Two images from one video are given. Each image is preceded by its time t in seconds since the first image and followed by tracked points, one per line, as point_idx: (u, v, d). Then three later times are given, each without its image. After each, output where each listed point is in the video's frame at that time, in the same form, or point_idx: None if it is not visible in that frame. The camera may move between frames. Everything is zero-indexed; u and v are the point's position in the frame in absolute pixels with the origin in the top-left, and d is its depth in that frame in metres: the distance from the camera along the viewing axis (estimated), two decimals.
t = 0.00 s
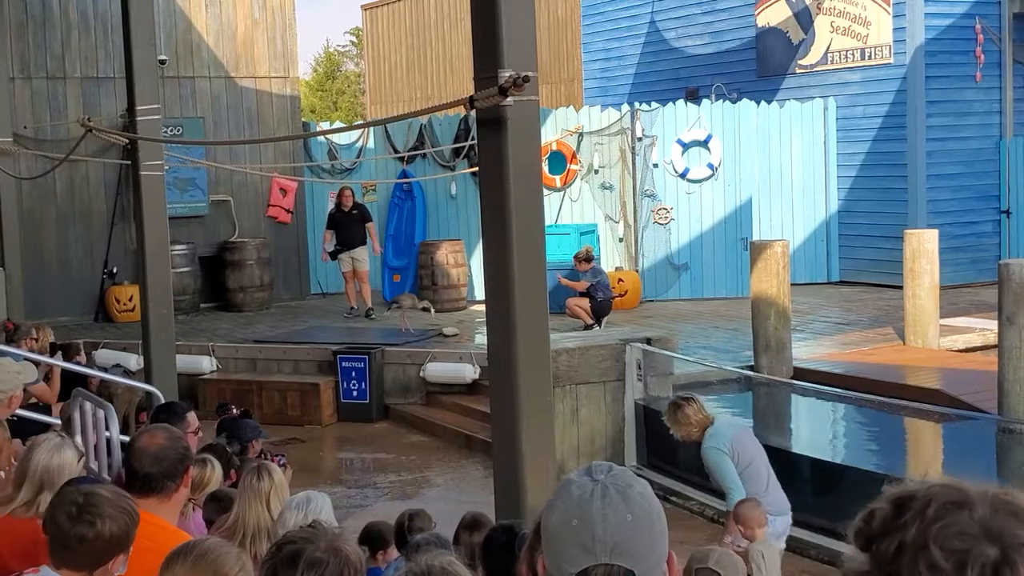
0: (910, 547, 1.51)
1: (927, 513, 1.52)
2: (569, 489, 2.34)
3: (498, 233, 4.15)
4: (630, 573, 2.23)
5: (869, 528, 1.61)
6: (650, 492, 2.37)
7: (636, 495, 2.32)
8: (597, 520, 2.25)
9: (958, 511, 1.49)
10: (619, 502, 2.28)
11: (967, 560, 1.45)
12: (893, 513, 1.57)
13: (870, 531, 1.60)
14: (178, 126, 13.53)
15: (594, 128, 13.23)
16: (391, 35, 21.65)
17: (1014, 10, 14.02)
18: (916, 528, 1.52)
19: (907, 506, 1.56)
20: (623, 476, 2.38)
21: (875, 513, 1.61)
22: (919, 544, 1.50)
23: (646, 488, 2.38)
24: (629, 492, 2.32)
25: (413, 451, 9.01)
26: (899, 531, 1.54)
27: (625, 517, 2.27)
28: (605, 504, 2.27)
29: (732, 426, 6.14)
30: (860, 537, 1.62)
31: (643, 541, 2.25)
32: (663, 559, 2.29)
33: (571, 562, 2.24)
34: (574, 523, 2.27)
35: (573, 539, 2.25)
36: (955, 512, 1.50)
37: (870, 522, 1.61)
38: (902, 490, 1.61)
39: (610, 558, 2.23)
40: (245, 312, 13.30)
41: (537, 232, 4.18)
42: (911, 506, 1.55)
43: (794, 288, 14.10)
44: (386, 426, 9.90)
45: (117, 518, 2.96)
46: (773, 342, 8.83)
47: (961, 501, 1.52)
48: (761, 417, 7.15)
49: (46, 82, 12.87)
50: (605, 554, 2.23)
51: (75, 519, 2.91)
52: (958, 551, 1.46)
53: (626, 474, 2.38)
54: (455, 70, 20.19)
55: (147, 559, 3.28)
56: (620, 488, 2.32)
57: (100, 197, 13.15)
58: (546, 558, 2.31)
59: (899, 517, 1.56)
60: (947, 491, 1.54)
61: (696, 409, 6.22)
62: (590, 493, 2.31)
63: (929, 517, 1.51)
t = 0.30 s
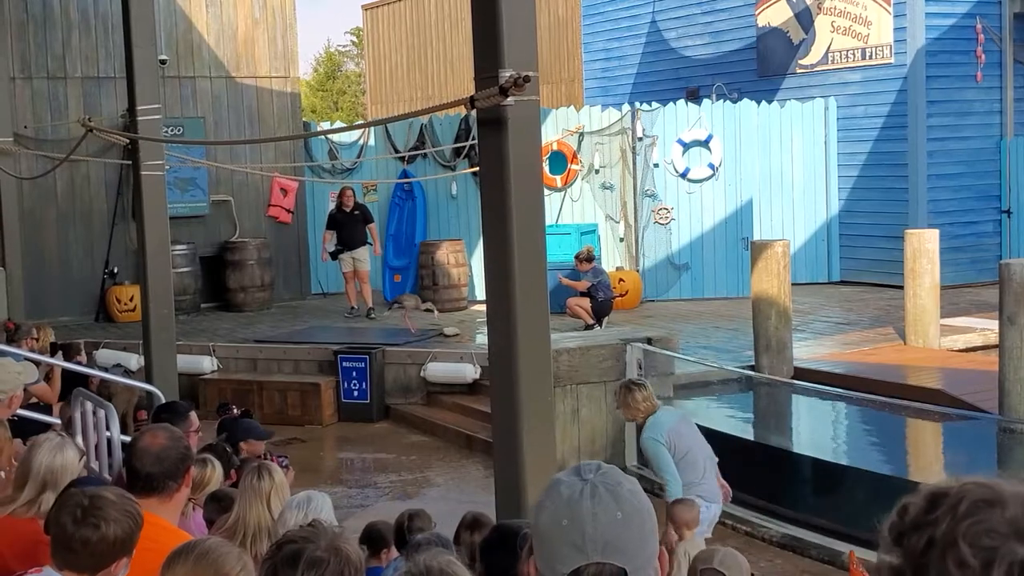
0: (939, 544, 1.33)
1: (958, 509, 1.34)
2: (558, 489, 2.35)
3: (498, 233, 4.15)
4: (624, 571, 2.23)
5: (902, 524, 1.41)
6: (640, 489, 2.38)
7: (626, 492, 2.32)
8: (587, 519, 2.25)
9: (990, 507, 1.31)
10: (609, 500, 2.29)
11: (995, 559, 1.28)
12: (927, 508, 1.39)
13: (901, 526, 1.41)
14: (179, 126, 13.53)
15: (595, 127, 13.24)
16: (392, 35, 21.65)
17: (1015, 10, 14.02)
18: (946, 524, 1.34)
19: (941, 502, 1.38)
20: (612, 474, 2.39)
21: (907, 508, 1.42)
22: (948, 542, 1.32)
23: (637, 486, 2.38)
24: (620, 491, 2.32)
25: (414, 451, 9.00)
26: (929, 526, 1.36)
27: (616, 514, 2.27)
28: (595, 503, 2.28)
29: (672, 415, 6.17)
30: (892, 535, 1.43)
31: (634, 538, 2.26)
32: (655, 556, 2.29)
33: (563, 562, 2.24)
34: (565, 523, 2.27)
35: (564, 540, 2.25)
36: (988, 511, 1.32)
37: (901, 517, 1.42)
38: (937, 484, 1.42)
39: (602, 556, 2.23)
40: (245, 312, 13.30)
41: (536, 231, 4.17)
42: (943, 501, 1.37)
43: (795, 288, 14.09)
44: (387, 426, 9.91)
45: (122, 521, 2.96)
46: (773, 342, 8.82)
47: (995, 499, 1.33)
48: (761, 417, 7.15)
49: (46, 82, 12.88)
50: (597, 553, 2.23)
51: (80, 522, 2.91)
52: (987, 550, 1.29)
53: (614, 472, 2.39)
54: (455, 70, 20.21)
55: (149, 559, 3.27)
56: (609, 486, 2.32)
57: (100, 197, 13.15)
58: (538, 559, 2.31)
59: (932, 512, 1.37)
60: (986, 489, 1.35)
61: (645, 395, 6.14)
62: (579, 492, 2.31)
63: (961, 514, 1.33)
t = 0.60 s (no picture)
0: (952, 544, 1.50)
1: (971, 510, 1.51)
2: (555, 490, 2.36)
3: (498, 235, 4.15)
4: (622, 572, 2.22)
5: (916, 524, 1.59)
6: (637, 490, 2.38)
7: (624, 493, 2.32)
8: (585, 519, 2.25)
9: (1004, 510, 1.48)
10: (606, 501, 2.29)
11: (1008, 558, 1.44)
12: (940, 509, 1.57)
13: (915, 526, 1.59)
14: (179, 127, 13.54)
15: (596, 128, 13.27)
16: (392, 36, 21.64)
17: (1015, 11, 14.01)
18: (959, 525, 1.51)
19: (955, 502, 1.56)
20: (609, 475, 2.40)
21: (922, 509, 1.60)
22: (961, 542, 1.49)
23: (635, 488, 2.38)
24: (618, 492, 2.32)
25: (414, 451, 9.01)
26: (942, 527, 1.54)
27: (614, 515, 2.27)
28: (593, 504, 2.28)
29: (624, 403, 5.86)
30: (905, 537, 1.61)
31: (632, 537, 2.25)
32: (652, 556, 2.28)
33: (561, 562, 2.24)
34: (562, 524, 2.27)
35: (562, 540, 2.25)
36: (1002, 511, 1.49)
37: (916, 518, 1.60)
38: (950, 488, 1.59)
39: (600, 557, 2.22)
40: (246, 312, 13.31)
41: (537, 231, 4.17)
42: (957, 503, 1.54)
43: (795, 288, 14.09)
44: (388, 427, 9.91)
45: (121, 523, 2.96)
46: (774, 342, 8.81)
47: (1007, 501, 1.50)
48: (761, 418, 7.18)
49: (46, 82, 12.87)
50: (595, 554, 2.22)
51: (79, 524, 2.91)
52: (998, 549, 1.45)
53: (612, 473, 2.40)
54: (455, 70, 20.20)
55: (149, 560, 3.27)
56: (607, 486, 2.33)
57: (101, 198, 13.15)
58: (535, 560, 2.31)
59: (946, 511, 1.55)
60: (998, 493, 1.52)
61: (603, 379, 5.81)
62: (576, 493, 2.32)
63: (973, 514, 1.51)
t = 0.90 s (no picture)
0: (957, 545, 1.54)
1: (977, 512, 1.55)
2: (558, 490, 2.36)
3: (499, 235, 4.15)
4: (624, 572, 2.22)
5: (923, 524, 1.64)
6: (640, 490, 2.37)
7: (626, 494, 2.32)
8: (587, 519, 2.26)
9: (1009, 512, 1.52)
10: (609, 501, 2.29)
11: (1011, 559, 1.48)
12: (947, 509, 1.61)
13: (921, 527, 1.64)
14: (180, 127, 13.54)
15: (597, 128, 13.29)
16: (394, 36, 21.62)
17: (1016, 11, 14.01)
18: (965, 526, 1.55)
19: (961, 503, 1.60)
20: (612, 475, 2.39)
21: (929, 508, 1.64)
22: (966, 544, 1.53)
23: (637, 489, 2.37)
24: (620, 492, 2.32)
25: (416, 452, 9.01)
26: (948, 527, 1.58)
27: (616, 514, 2.27)
28: (595, 504, 2.28)
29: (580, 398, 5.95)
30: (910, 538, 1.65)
31: (634, 537, 2.25)
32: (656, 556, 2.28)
33: (563, 562, 2.24)
34: (565, 524, 2.27)
35: (564, 540, 2.25)
36: (1006, 513, 1.54)
37: (922, 518, 1.65)
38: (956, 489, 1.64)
39: (602, 557, 2.22)
40: (247, 312, 13.32)
41: (538, 231, 4.17)
42: (963, 504, 1.59)
43: (795, 288, 14.09)
44: (389, 427, 9.92)
45: (119, 524, 2.96)
46: (775, 343, 8.80)
47: (1012, 503, 1.55)
48: (762, 418, 7.15)
49: (47, 82, 12.88)
50: (597, 553, 2.23)
51: (77, 525, 2.91)
52: (1003, 551, 1.49)
53: (614, 473, 2.39)
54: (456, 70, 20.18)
55: (149, 561, 3.27)
56: (609, 487, 2.32)
57: (101, 198, 13.15)
58: (538, 560, 2.31)
59: (952, 511, 1.60)
60: (1003, 495, 1.57)
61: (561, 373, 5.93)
62: (579, 493, 2.32)
63: (979, 515, 1.55)
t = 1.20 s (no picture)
0: (963, 545, 1.54)
1: (982, 512, 1.55)
2: (559, 489, 2.36)
3: (499, 235, 4.15)
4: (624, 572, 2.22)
5: (929, 523, 1.64)
6: (640, 489, 2.37)
7: (626, 494, 2.32)
8: (588, 519, 2.26)
9: (1014, 513, 1.52)
10: (610, 501, 2.29)
11: (1016, 561, 1.48)
12: (952, 509, 1.61)
13: (927, 527, 1.64)
14: (181, 127, 13.55)
15: (597, 128, 13.28)
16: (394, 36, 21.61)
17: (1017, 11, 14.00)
18: (970, 526, 1.55)
19: (965, 504, 1.60)
20: (613, 474, 2.39)
21: (934, 507, 1.64)
22: (971, 544, 1.53)
23: (638, 489, 2.37)
24: (620, 493, 2.32)
25: (416, 452, 9.02)
26: (953, 527, 1.58)
27: (616, 514, 2.27)
28: (596, 504, 2.28)
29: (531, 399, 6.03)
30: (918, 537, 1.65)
31: (635, 537, 2.25)
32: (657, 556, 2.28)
33: (563, 562, 2.24)
34: (565, 523, 2.27)
35: (566, 539, 2.25)
36: (1011, 514, 1.53)
37: (928, 518, 1.65)
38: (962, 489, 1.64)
39: (603, 556, 2.23)
40: (247, 312, 13.33)
41: (539, 231, 4.17)
42: (968, 504, 1.59)
43: (796, 288, 14.09)
44: (389, 427, 9.92)
45: (117, 524, 2.96)
46: (775, 343, 8.80)
47: (1018, 504, 1.55)
48: (762, 418, 7.14)
49: (48, 82, 12.88)
50: (598, 553, 2.23)
51: (75, 526, 2.91)
52: (1008, 552, 1.49)
53: (615, 473, 2.39)
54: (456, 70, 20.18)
55: (148, 560, 3.27)
56: (609, 487, 2.32)
57: (102, 198, 13.15)
58: (539, 561, 2.31)
59: (957, 512, 1.60)
60: (1007, 496, 1.57)
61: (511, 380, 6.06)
62: (579, 493, 2.32)
63: (984, 515, 1.55)
